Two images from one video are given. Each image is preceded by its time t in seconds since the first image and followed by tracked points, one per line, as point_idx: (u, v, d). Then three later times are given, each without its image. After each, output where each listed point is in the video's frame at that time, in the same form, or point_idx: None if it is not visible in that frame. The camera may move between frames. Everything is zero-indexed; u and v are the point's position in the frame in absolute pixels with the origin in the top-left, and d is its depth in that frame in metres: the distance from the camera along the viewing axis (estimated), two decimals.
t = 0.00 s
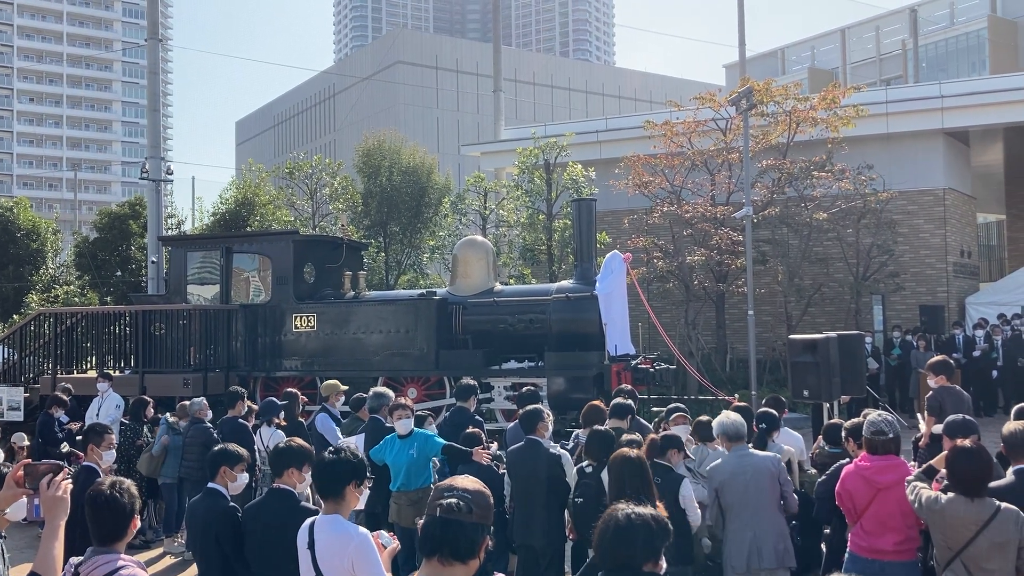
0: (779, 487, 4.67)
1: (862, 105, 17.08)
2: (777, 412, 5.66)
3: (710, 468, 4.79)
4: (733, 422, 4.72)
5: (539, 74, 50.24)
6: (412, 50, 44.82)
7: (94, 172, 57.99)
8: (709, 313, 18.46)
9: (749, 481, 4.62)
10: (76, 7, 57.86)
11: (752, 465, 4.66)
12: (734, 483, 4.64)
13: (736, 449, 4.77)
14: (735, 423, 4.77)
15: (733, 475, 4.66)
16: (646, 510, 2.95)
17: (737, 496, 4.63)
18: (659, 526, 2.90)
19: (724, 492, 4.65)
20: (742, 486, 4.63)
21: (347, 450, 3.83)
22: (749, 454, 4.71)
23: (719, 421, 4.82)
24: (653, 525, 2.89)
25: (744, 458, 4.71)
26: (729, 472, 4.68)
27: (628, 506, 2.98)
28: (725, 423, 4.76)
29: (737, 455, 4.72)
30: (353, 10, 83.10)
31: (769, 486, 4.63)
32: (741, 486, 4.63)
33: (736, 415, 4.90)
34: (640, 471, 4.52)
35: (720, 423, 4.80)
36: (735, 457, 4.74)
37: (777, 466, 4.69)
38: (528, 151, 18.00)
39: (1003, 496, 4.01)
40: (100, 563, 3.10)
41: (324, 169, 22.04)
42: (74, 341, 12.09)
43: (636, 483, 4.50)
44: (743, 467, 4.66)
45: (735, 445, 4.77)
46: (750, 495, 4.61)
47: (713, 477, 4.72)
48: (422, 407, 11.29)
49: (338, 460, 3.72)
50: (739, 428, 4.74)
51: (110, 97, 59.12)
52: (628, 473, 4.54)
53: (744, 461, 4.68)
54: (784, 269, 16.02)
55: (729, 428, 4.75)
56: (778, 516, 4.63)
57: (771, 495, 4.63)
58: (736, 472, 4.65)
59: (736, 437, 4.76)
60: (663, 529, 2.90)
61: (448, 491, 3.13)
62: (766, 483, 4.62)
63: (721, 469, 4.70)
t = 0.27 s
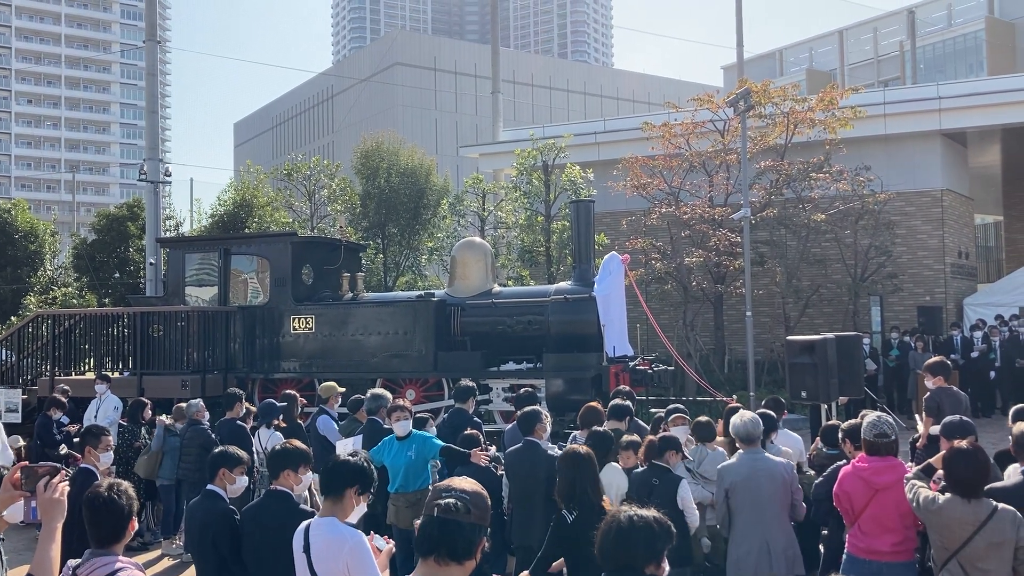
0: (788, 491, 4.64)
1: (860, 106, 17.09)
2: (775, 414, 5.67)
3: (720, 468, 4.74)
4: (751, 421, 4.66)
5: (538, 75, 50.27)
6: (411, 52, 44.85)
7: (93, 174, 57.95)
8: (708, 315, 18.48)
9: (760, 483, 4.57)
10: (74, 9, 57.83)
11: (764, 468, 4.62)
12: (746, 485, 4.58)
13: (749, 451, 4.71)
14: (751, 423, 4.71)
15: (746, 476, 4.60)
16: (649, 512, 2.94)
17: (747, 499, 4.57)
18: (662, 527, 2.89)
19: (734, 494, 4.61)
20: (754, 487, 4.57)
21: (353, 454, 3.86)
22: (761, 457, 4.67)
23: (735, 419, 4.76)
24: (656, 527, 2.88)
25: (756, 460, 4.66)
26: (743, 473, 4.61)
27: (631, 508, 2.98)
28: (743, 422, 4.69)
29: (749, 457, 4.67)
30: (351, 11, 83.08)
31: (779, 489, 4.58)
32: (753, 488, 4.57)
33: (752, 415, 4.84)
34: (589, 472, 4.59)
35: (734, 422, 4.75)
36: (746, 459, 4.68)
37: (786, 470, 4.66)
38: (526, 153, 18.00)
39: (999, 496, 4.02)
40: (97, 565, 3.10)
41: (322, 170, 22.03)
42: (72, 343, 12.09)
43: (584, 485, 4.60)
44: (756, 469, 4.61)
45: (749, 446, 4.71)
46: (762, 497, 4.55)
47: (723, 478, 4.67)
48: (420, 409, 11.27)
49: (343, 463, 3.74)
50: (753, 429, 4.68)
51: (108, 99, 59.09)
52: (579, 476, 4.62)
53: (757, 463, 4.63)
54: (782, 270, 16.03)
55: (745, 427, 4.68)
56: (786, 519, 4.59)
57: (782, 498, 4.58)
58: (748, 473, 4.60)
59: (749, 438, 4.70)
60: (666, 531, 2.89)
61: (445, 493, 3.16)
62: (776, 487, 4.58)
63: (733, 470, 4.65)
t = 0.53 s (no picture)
0: (793, 495, 4.63)
1: (858, 108, 17.11)
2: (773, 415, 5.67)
3: (725, 469, 4.74)
4: (761, 422, 4.66)
5: (536, 77, 50.31)
6: (409, 54, 44.89)
7: (91, 176, 57.88)
8: (706, 316, 18.49)
9: (766, 485, 4.57)
10: (73, 11, 57.84)
11: (771, 470, 4.62)
12: (752, 487, 4.58)
13: (755, 453, 4.71)
14: (761, 425, 4.70)
15: (752, 479, 4.60)
16: (650, 514, 2.94)
17: (752, 500, 4.57)
18: (663, 529, 2.89)
19: (740, 496, 4.61)
20: (758, 490, 4.57)
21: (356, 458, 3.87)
22: (768, 459, 4.67)
23: (745, 421, 4.76)
24: (657, 528, 2.88)
25: (763, 462, 4.66)
26: (749, 476, 4.61)
27: (633, 510, 2.98)
28: (752, 424, 4.69)
29: (756, 459, 4.67)
30: (349, 13, 83.09)
31: (785, 492, 4.59)
32: (758, 490, 4.57)
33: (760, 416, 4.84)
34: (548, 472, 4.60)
35: (743, 424, 4.75)
36: (753, 461, 4.68)
37: (791, 474, 4.67)
38: (524, 154, 18.00)
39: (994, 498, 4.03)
40: (96, 568, 3.11)
41: (320, 172, 22.00)
42: (70, 345, 12.09)
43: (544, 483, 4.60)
44: (763, 472, 4.61)
45: (755, 448, 4.72)
46: (767, 500, 4.55)
47: (728, 479, 4.67)
48: (419, 410, 11.27)
49: (347, 465, 3.76)
50: (762, 431, 4.68)
51: (106, 100, 59.06)
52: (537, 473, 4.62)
53: (764, 466, 4.62)
54: (780, 271, 16.04)
55: (755, 428, 4.69)
56: (788, 522, 4.58)
57: (786, 502, 4.58)
58: (754, 475, 4.60)
59: (757, 441, 4.70)
60: (667, 533, 2.89)
61: (427, 491, 3.13)
62: (782, 489, 4.58)
63: (738, 473, 4.65)
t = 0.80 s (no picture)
0: (792, 497, 4.64)
1: (856, 110, 17.14)
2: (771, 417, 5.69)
3: (724, 471, 4.74)
4: (762, 424, 4.65)
5: (534, 79, 50.34)
6: (408, 56, 44.92)
7: (89, 177, 57.82)
8: (705, 318, 18.50)
9: (766, 487, 4.58)
10: (71, 12, 57.83)
11: (770, 472, 4.62)
12: (751, 490, 4.59)
13: (755, 455, 4.72)
14: (762, 427, 4.70)
15: (752, 481, 4.61)
16: (652, 515, 2.93)
17: (752, 503, 4.58)
18: (665, 530, 2.88)
19: (739, 497, 4.62)
20: (757, 493, 4.58)
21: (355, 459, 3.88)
22: (768, 461, 4.68)
23: (745, 422, 4.75)
24: (658, 529, 2.87)
25: (763, 464, 4.67)
26: (748, 478, 4.62)
27: (634, 512, 2.97)
28: (752, 426, 4.69)
29: (756, 462, 4.68)
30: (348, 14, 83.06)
31: (784, 494, 4.59)
32: (757, 492, 4.58)
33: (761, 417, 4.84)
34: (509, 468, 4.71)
35: (743, 425, 4.75)
36: (752, 463, 4.69)
37: (791, 476, 4.67)
38: (522, 156, 17.99)
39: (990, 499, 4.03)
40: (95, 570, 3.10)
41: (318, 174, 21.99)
42: (69, 347, 12.09)
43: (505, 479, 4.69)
44: (763, 474, 4.61)
45: (756, 450, 4.72)
46: (766, 503, 4.56)
47: (727, 481, 4.68)
48: (417, 412, 11.27)
49: (346, 466, 3.76)
50: (764, 433, 4.67)
51: (104, 102, 59.03)
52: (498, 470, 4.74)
53: (764, 468, 4.63)
54: (778, 273, 16.06)
55: (755, 430, 4.68)
56: (785, 524, 4.58)
57: (785, 504, 4.59)
58: (754, 477, 4.61)
59: (757, 443, 4.70)
60: (669, 533, 2.88)
61: (408, 489, 3.22)
62: (781, 491, 4.59)
63: (737, 475, 4.65)
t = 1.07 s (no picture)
0: (788, 499, 4.63)
1: (854, 112, 17.14)
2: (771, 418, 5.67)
3: (721, 473, 4.73)
4: (757, 426, 4.62)
5: (532, 80, 50.32)
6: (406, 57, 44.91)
7: (87, 179, 57.77)
8: (703, 319, 18.49)
9: (760, 490, 4.57)
10: (68, 13, 57.79)
11: (765, 476, 4.61)
12: (747, 493, 4.57)
13: (750, 457, 4.70)
14: (757, 429, 4.67)
15: (748, 484, 4.59)
16: (653, 516, 2.91)
17: (748, 507, 4.56)
18: (666, 532, 2.87)
19: (734, 500, 4.61)
20: (754, 496, 4.57)
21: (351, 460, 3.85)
22: (763, 464, 4.66)
23: (739, 425, 4.73)
24: (659, 531, 2.86)
25: (757, 467, 4.65)
26: (743, 481, 4.60)
27: (635, 514, 2.95)
28: (747, 428, 4.67)
29: (750, 464, 4.67)
30: (346, 15, 82.94)
31: (779, 497, 4.58)
32: (753, 496, 4.56)
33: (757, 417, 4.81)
34: (472, 465, 4.79)
35: (737, 428, 4.73)
36: (747, 465, 4.67)
37: (786, 477, 4.66)
38: (521, 157, 17.98)
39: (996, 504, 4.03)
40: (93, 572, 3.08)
41: (316, 175, 21.97)
42: (66, 348, 12.06)
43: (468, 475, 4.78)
44: (758, 477, 4.60)
45: (751, 453, 4.70)
46: (762, 506, 4.55)
47: (723, 484, 4.67)
48: (415, 414, 11.24)
49: (343, 468, 3.73)
50: (760, 435, 4.64)
51: (102, 103, 58.98)
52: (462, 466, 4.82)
53: (758, 471, 4.62)
54: (776, 275, 16.06)
55: (749, 433, 4.66)
56: (780, 525, 4.57)
57: (781, 506, 4.58)
58: (749, 479, 4.60)
59: (753, 445, 4.67)
60: (670, 536, 2.86)
61: (391, 492, 3.26)
62: (777, 494, 4.57)
63: (732, 478, 4.64)
